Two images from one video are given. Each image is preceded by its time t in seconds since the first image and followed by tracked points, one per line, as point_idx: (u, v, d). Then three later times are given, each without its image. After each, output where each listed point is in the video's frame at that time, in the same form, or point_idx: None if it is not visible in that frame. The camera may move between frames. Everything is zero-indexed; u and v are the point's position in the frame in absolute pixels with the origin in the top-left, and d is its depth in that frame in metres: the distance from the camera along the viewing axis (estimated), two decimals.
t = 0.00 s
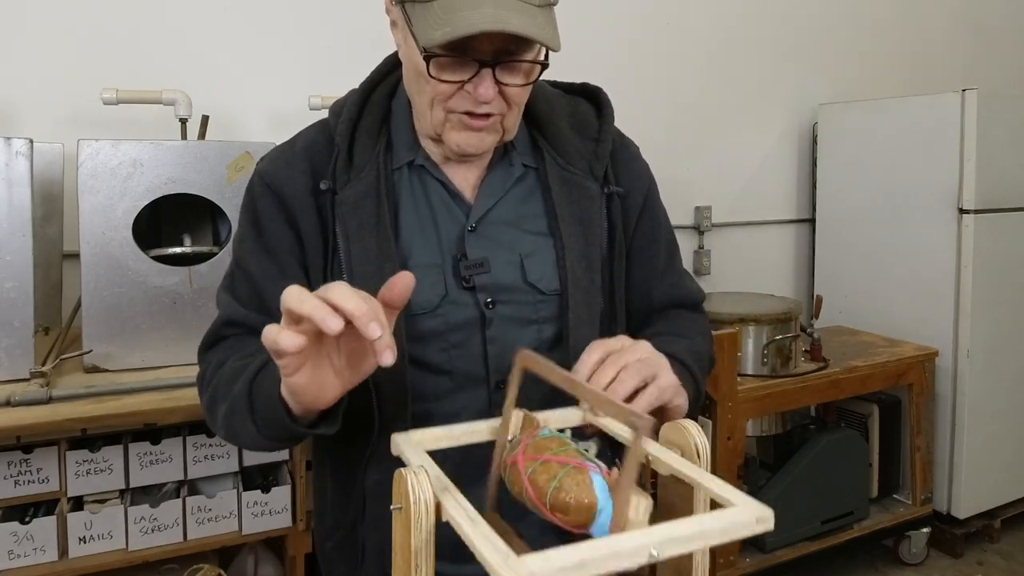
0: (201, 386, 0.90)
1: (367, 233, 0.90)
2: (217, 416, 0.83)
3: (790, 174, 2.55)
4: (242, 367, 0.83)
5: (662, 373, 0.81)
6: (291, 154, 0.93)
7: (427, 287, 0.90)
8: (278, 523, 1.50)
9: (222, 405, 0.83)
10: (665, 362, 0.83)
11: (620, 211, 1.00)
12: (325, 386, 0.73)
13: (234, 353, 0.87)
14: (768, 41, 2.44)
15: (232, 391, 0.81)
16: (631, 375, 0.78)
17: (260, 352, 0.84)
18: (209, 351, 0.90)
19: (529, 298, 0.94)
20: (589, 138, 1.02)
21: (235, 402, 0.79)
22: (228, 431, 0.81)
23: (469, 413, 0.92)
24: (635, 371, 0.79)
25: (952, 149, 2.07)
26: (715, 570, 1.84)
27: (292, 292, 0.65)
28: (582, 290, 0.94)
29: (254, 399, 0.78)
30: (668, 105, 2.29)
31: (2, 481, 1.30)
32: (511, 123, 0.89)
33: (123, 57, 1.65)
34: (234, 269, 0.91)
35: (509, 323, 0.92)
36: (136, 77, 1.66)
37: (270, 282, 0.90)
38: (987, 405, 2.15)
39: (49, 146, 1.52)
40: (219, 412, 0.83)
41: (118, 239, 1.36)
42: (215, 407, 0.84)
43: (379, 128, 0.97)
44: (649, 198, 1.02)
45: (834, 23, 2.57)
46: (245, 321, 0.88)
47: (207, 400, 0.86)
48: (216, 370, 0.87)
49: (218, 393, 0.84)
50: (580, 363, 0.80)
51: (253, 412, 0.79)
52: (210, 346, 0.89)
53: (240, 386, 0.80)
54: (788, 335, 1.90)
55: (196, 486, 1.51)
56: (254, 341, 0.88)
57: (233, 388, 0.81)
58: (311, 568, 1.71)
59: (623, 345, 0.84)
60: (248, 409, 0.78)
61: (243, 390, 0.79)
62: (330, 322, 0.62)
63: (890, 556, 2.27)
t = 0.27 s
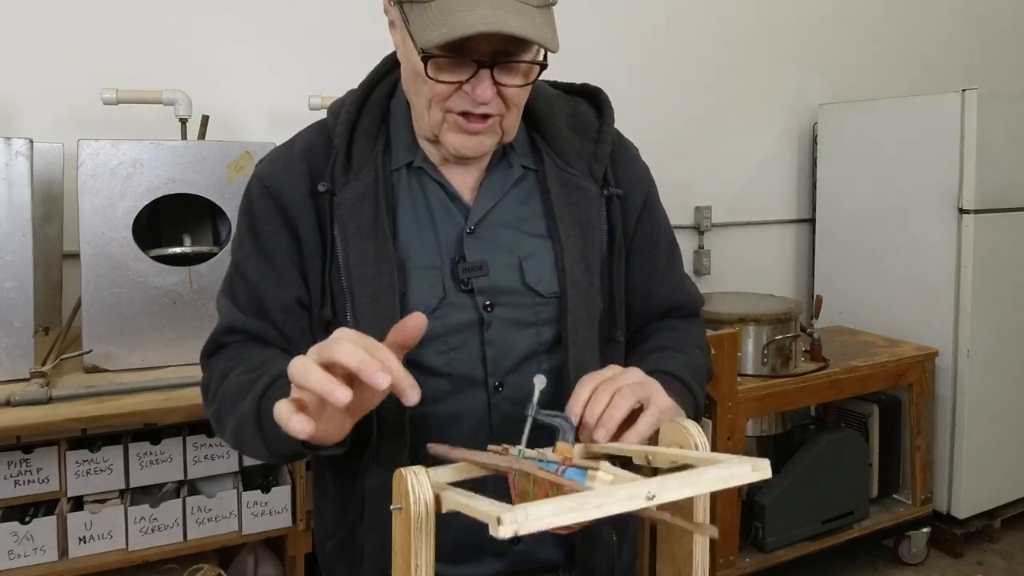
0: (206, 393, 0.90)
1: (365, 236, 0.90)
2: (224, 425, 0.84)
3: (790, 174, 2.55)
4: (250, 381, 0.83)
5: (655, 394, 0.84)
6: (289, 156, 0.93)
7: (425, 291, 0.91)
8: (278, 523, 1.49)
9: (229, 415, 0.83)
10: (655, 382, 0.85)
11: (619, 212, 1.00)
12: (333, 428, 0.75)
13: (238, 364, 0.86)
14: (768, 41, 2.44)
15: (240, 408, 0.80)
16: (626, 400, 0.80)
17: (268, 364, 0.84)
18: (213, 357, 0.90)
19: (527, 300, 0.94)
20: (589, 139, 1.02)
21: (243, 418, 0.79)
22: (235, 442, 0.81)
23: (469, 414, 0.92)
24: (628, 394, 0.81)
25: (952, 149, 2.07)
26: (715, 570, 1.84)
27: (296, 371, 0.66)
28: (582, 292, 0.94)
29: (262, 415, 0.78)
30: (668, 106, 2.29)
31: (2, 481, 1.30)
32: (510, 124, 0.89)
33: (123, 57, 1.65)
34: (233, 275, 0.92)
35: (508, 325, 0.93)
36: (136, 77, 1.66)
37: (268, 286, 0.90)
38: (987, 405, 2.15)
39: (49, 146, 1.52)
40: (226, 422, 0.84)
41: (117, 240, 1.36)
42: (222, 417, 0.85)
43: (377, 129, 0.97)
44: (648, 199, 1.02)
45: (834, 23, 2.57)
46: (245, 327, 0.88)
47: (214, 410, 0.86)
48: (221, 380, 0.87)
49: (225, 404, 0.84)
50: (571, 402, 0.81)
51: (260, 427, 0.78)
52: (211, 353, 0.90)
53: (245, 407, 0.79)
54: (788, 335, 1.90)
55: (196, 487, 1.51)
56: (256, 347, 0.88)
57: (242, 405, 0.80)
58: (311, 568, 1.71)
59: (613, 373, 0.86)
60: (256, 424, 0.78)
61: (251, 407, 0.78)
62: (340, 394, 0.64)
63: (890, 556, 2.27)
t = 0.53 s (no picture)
0: (208, 393, 0.89)
1: (362, 236, 0.90)
2: (229, 421, 0.84)
3: (790, 174, 2.55)
4: (254, 372, 0.83)
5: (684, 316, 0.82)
6: (287, 157, 0.93)
7: (423, 290, 0.91)
8: (278, 523, 1.49)
9: (233, 410, 0.83)
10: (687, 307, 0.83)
11: (617, 209, 0.99)
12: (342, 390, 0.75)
13: (239, 360, 0.86)
14: (768, 41, 2.44)
15: (242, 401, 0.81)
16: (658, 318, 0.78)
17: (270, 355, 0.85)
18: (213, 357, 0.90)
19: (523, 299, 0.93)
20: (585, 137, 1.02)
21: (249, 406, 0.79)
22: (241, 435, 0.81)
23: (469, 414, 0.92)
24: (663, 313, 0.79)
25: (952, 149, 2.07)
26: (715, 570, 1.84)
27: (291, 314, 0.67)
28: (578, 290, 0.94)
29: (268, 405, 0.78)
30: (668, 106, 2.29)
31: (2, 481, 1.30)
32: (507, 123, 0.89)
33: (123, 57, 1.65)
34: (232, 277, 0.91)
35: (503, 325, 0.93)
36: (136, 77, 1.66)
37: (266, 287, 0.89)
38: (987, 405, 2.15)
39: (49, 146, 1.52)
40: (230, 417, 0.84)
41: (117, 239, 1.36)
42: (226, 413, 0.85)
43: (375, 129, 0.97)
44: (646, 194, 1.01)
45: (834, 23, 2.57)
46: (245, 327, 0.88)
47: (217, 407, 0.86)
48: (223, 377, 0.87)
49: (228, 399, 0.84)
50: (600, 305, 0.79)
51: (267, 416, 0.79)
52: (211, 354, 0.90)
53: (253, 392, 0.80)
54: (788, 335, 1.90)
55: (196, 487, 1.51)
56: (256, 347, 0.88)
57: (245, 394, 0.81)
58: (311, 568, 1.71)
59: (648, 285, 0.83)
60: (263, 413, 0.79)
61: (257, 395, 0.79)
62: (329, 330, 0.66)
63: (890, 557, 2.27)
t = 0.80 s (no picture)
0: (220, 399, 0.90)
1: (361, 235, 0.90)
2: (246, 428, 0.84)
3: (790, 174, 2.55)
4: (273, 377, 0.83)
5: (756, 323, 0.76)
6: (290, 157, 0.94)
7: (421, 288, 0.92)
8: (277, 524, 1.49)
9: (251, 417, 0.84)
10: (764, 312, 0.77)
11: (614, 205, 0.99)
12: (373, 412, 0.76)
13: (253, 366, 0.86)
14: (768, 42, 2.44)
15: (266, 404, 0.81)
16: (725, 314, 0.73)
17: (285, 364, 0.83)
18: (224, 360, 0.91)
19: (518, 299, 0.93)
20: (583, 134, 1.02)
21: (269, 414, 0.79)
22: (260, 440, 0.82)
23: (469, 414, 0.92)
24: (733, 311, 0.73)
25: (952, 149, 2.07)
26: (715, 570, 1.84)
27: (366, 334, 0.68)
28: (574, 289, 0.93)
29: (289, 412, 0.79)
30: (668, 106, 2.29)
31: (2, 481, 1.30)
32: (508, 120, 0.89)
33: (123, 57, 1.65)
34: (239, 277, 0.93)
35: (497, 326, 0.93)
36: (136, 77, 1.67)
37: (272, 290, 0.91)
38: (987, 405, 2.15)
39: (49, 146, 1.52)
40: (247, 423, 0.84)
41: (118, 240, 1.36)
42: (241, 419, 0.85)
43: (376, 128, 0.97)
44: (643, 189, 1.01)
45: (834, 23, 2.57)
46: (255, 327, 0.89)
47: (231, 414, 0.86)
48: (235, 383, 0.87)
49: (244, 407, 0.84)
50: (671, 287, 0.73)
51: (289, 426, 0.79)
52: (220, 353, 0.91)
53: (273, 396, 0.80)
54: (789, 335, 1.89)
55: (196, 487, 1.51)
56: (270, 347, 0.89)
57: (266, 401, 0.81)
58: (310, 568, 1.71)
59: (733, 280, 0.75)
60: (284, 421, 0.79)
61: (277, 401, 0.79)
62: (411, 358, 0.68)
63: (890, 557, 2.27)
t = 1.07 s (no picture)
0: (237, 396, 0.91)
1: (373, 234, 0.91)
2: (263, 425, 0.85)
3: (791, 174, 2.55)
4: (291, 377, 0.83)
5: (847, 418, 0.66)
6: (304, 155, 0.94)
7: (433, 287, 0.93)
8: (278, 523, 1.49)
9: (268, 414, 0.84)
10: (852, 400, 0.66)
11: (626, 203, 0.97)
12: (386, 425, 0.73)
13: (271, 364, 0.87)
14: (768, 42, 2.44)
15: (286, 402, 0.81)
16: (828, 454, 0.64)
17: (305, 362, 0.84)
18: (240, 357, 0.91)
19: (526, 298, 0.93)
20: (595, 131, 1.00)
21: (289, 412, 0.80)
22: (277, 437, 0.83)
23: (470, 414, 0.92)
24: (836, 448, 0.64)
25: (952, 148, 2.07)
26: (715, 570, 1.84)
27: (394, 330, 0.68)
28: (583, 289, 0.92)
29: (308, 410, 0.79)
30: (668, 106, 2.29)
31: (2, 481, 1.30)
32: (517, 120, 0.89)
33: (123, 57, 1.65)
34: (255, 276, 0.94)
35: (507, 324, 0.93)
36: (136, 78, 1.67)
37: (288, 287, 0.92)
38: (986, 405, 2.15)
39: (49, 146, 1.52)
40: (265, 420, 0.85)
41: (117, 240, 1.36)
42: (258, 416, 0.86)
43: (390, 127, 0.98)
44: (657, 184, 0.98)
45: (834, 24, 2.57)
46: (271, 324, 0.90)
47: (248, 411, 0.87)
48: (252, 381, 0.87)
49: (261, 404, 0.85)
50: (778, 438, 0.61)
51: (307, 423, 0.80)
52: (235, 350, 0.92)
53: (293, 394, 0.81)
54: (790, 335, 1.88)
55: (196, 487, 1.51)
56: (283, 345, 0.90)
57: (285, 399, 0.82)
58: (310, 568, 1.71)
59: (818, 391, 0.64)
60: (302, 418, 0.80)
61: (297, 399, 0.80)
62: (430, 362, 0.66)
63: (890, 557, 2.27)
